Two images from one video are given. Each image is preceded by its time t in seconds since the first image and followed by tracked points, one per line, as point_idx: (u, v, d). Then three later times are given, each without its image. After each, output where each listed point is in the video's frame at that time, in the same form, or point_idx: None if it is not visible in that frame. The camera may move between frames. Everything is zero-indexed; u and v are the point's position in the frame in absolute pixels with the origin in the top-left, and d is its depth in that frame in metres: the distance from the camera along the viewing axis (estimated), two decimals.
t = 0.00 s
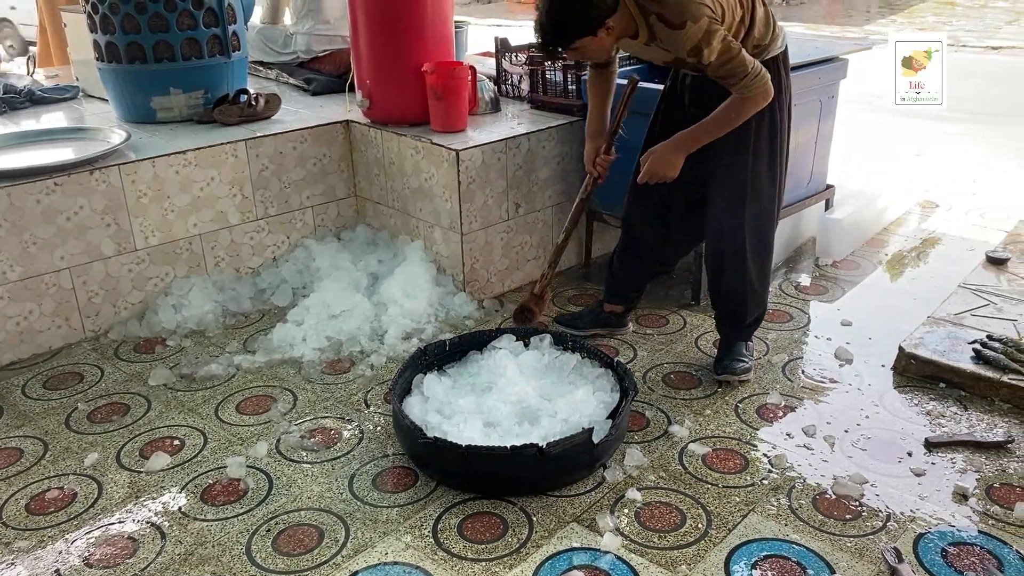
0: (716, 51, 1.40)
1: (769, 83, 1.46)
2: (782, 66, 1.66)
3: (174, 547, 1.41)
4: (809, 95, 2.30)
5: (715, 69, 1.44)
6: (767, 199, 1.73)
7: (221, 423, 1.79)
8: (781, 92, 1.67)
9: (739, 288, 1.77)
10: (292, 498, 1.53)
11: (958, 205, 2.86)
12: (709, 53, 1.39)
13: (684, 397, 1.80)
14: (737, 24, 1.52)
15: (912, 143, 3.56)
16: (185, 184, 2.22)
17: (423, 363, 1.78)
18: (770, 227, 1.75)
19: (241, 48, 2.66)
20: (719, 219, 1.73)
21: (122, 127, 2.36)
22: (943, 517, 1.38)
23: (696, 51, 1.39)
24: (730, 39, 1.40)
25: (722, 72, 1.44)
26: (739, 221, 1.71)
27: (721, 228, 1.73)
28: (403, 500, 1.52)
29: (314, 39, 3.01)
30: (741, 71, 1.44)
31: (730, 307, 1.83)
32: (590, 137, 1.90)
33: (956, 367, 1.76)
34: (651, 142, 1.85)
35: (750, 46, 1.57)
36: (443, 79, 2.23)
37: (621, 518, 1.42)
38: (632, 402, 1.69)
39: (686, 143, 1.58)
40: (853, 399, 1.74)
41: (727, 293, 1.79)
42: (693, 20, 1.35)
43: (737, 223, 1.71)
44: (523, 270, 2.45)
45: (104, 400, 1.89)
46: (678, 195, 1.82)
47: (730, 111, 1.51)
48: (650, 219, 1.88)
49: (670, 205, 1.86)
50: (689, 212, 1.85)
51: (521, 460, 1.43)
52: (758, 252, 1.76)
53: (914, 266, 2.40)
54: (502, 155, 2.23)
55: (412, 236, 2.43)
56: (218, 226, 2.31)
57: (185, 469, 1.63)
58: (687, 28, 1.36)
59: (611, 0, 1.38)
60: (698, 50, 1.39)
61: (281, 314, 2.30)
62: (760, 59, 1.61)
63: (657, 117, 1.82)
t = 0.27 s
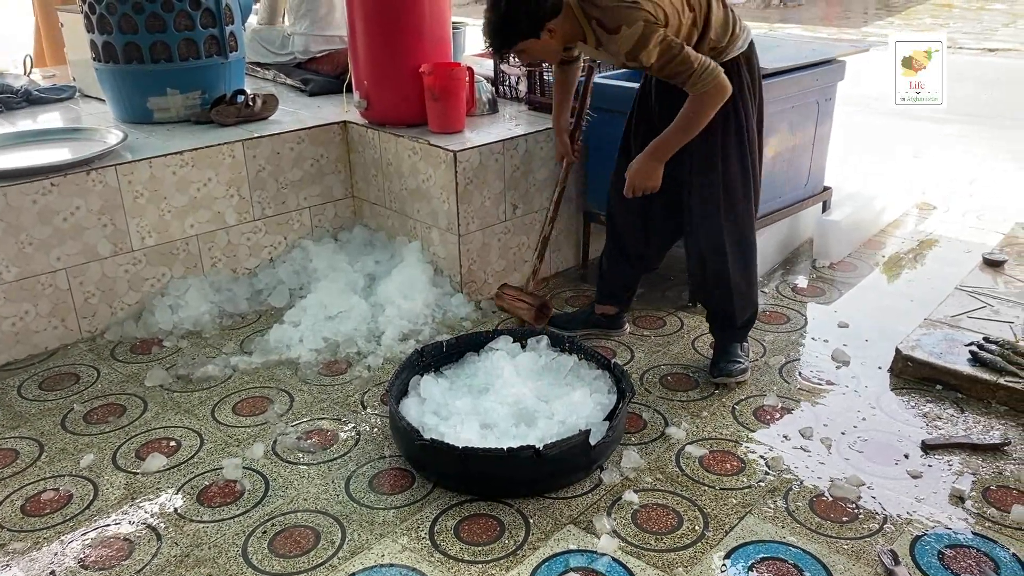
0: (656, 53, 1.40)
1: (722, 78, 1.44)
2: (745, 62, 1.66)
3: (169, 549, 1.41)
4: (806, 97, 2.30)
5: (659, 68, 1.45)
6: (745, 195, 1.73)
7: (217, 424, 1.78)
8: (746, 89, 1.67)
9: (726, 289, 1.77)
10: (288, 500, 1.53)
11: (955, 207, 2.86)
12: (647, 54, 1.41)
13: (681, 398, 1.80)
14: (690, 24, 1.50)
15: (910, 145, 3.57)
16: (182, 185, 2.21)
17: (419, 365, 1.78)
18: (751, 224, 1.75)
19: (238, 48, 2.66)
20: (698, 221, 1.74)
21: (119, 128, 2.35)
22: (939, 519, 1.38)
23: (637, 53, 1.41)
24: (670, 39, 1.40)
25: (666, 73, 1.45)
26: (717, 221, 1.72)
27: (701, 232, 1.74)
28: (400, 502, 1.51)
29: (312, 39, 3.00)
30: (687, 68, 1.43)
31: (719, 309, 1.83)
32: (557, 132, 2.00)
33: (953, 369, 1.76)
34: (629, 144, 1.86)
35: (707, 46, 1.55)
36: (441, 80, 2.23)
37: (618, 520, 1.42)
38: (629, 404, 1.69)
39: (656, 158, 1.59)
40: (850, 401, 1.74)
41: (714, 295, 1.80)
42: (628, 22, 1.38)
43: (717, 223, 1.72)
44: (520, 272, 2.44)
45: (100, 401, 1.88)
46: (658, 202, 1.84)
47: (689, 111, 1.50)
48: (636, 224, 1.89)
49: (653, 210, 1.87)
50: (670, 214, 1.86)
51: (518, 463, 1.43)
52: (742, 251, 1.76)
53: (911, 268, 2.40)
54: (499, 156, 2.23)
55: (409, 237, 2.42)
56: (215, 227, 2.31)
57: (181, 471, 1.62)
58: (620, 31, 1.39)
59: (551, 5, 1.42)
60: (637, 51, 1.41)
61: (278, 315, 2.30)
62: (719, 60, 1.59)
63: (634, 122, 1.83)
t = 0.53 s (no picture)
0: (598, 52, 1.43)
1: (663, 78, 1.47)
2: (703, 59, 1.68)
3: (167, 549, 1.41)
4: (806, 98, 2.30)
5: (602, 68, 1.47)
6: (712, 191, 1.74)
7: (215, 424, 1.78)
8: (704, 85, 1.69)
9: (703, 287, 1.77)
10: (286, 500, 1.53)
11: (954, 209, 2.86)
12: (588, 53, 1.43)
13: (681, 399, 1.79)
14: (637, 26, 1.55)
15: (908, 147, 3.57)
16: (180, 184, 2.21)
17: (418, 365, 1.77)
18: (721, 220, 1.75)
19: (238, 47, 2.65)
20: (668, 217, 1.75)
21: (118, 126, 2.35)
22: (939, 521, 1.38)
23: (579, 53, 1.44)
24: (611, 39, 1.42)
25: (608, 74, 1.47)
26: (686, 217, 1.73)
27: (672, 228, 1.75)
28: (399, 502, 1.51)
29: (311, 39, 3.00)
30: (628, 67, 1.46)
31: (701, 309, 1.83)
32: (514, 120, 2.00)
33: (952, 371, 1.76)
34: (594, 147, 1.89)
35: (655, 46, 1.59)
36: (441, 81, 2.22)
37: (617, 521, 1.42)
38: (628, 405, 1.68)
39: (610, 162, 1.62)
40: (849, 402, 1.74)
41: (693, 294, 1.80)
42: (569, 20, 1.41)
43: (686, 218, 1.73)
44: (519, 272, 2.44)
45: (98, 401, 1.88)
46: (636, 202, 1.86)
47: (636, 112, 1.52)
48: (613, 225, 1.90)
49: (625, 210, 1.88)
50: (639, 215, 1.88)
51: (516, 463, 1.43)
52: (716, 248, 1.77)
53: (909, 270, 2.40)
54: (498, 156, 2.23)
55: (408, 237, 2.42)
56: (213, 226, 2.31)
57: (179, 471, 1.62)
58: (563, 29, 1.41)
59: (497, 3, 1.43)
60: (579, 50, 1.43)
61: (276, 315, 2.30)
62: (671, 59, 1.62)
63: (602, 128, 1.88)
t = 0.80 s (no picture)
0: (575, 43, 1.50)
1: (636, 72, 1.51)
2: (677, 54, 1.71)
3: (167, 549, 1.40)
4: (807, 100, 2.30)
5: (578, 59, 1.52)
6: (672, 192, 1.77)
7: (215, 424, 1.78)
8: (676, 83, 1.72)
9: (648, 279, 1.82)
10: (285, 500, 1.52)
11: (955, 212, 2.86)
12: (565, 42, 1.49)
13: (681, 401, 1.79)
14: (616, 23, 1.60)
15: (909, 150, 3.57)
16: (181, 183, 2.21)
17: (418, 366, 1.77)
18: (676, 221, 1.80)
19: (238, 47, 2.65)
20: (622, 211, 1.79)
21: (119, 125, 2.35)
22: (939, 524, 1.38)
23: (558, 41, 1.50)
24: (588, 30, 1.48)
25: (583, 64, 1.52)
26: (638, 211, 1.76)
27: (624, 221, 1.78)
28: (398, 503, 1.51)
29: (312, 39, 3.00)
30: (603, 61, 1.51)
31: (652, 299, 1.88)
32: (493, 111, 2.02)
33: (952, 374, 1.76)
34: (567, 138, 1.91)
35: (632, 40, 1.63)
36: (442, 81, 2.22)
37: (617, 523, 1.42)
38: (628, 406, 1.68)
39: (578, 153, 1.66)
40: (849, 405, 1.74)
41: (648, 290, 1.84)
42: (549, 9, 1.47)
43: (639, 213, 1.77)
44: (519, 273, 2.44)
45: (97, 400, 1.87)
46: (593, 191, 1.88)
47: (608, 105, 1.57)
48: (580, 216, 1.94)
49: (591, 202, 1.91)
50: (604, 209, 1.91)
51: (515, 464, 1.43)
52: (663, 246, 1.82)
53: (909, 272, 2.40)
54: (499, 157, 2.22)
55: (409, 238, 2.42)
56: (213, 226, 2.30)
57: (178, 471, 1.62)
58: (543, 16, 1.47)
59: None
60: (557, 38, 1.49)
61: (276, 315, 2.29)
62: (648, 52, 1.66)
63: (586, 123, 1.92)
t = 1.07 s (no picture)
0: (567, 43, 1.49)
1: (627, 72, 1.52)
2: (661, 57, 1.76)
3: (167, 549, 1.40)
4: (810, 103, 2.29)
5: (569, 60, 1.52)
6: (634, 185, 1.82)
7: (216, 423, 1.77)
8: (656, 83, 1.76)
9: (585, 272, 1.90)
10: (286, 501, 1.52)
11: (957, 216, 2.86)
12: (557, 43, 1.48)
13: (683, 404, 1.79)
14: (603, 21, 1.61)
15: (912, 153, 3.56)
16: (183, 182, 2.20)
17: (420, 366, 1.77)
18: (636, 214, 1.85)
19: (241, 46, 2.65)
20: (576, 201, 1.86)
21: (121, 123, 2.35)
22: (941, 528, 1.38)
23: (549, 42, 1.49)
24: (579, 31, 1.48)
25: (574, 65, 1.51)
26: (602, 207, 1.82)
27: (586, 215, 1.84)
28: (400, 504, 1.51)
29: (315, 39, 3.00)
30: (595, 62, 1.51)
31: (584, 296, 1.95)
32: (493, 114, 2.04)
33: (955, 378, 1.76)
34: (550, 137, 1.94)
35: (621, 39, 1.65)
36: (446, 81, 2.22)
37: (619, 526, 1.41)
38: (630, 408, 1.68)
39: (571, 157, 1.65)
40: (851, 408, 1.73)
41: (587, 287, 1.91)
42: (540, 10, 1.46)
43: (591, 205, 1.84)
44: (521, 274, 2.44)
45: (98, 399, 1.87)
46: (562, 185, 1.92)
47: (599, 106, 1.56)
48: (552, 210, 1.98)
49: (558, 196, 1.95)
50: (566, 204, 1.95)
51: (518, 466, 1.43)
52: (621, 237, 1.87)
53: (911, 276, 2.39)
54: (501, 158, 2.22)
55: (410, 238, 2.42)
56: (215, 225, 2.30)
57: (179, 470, 1.61)
58: (534, 18, 1.46)
59: None
60: (548, 40, 1.48)
61: (278, 315, 2.29)
62: (634, 52, 1.69)
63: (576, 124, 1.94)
